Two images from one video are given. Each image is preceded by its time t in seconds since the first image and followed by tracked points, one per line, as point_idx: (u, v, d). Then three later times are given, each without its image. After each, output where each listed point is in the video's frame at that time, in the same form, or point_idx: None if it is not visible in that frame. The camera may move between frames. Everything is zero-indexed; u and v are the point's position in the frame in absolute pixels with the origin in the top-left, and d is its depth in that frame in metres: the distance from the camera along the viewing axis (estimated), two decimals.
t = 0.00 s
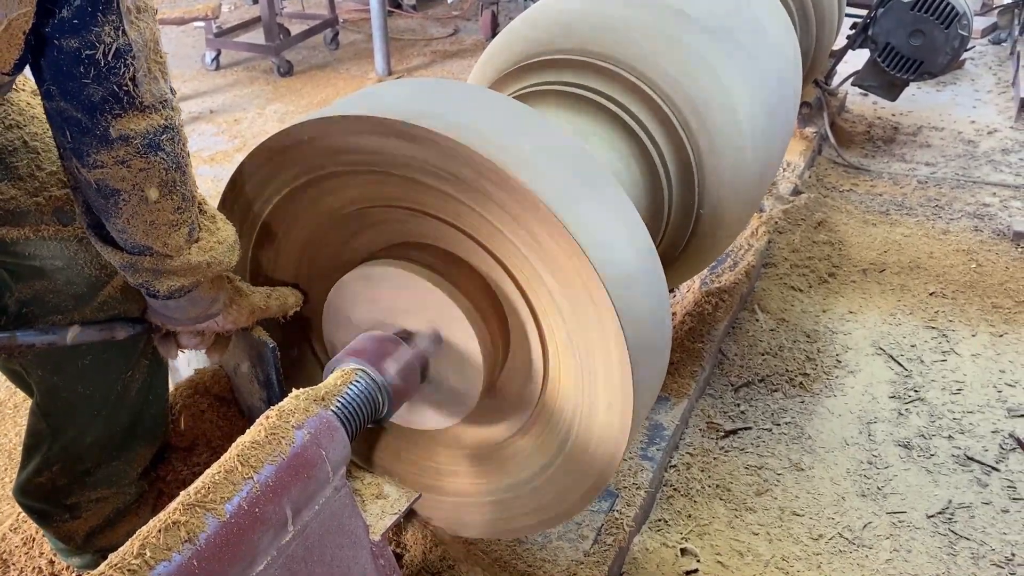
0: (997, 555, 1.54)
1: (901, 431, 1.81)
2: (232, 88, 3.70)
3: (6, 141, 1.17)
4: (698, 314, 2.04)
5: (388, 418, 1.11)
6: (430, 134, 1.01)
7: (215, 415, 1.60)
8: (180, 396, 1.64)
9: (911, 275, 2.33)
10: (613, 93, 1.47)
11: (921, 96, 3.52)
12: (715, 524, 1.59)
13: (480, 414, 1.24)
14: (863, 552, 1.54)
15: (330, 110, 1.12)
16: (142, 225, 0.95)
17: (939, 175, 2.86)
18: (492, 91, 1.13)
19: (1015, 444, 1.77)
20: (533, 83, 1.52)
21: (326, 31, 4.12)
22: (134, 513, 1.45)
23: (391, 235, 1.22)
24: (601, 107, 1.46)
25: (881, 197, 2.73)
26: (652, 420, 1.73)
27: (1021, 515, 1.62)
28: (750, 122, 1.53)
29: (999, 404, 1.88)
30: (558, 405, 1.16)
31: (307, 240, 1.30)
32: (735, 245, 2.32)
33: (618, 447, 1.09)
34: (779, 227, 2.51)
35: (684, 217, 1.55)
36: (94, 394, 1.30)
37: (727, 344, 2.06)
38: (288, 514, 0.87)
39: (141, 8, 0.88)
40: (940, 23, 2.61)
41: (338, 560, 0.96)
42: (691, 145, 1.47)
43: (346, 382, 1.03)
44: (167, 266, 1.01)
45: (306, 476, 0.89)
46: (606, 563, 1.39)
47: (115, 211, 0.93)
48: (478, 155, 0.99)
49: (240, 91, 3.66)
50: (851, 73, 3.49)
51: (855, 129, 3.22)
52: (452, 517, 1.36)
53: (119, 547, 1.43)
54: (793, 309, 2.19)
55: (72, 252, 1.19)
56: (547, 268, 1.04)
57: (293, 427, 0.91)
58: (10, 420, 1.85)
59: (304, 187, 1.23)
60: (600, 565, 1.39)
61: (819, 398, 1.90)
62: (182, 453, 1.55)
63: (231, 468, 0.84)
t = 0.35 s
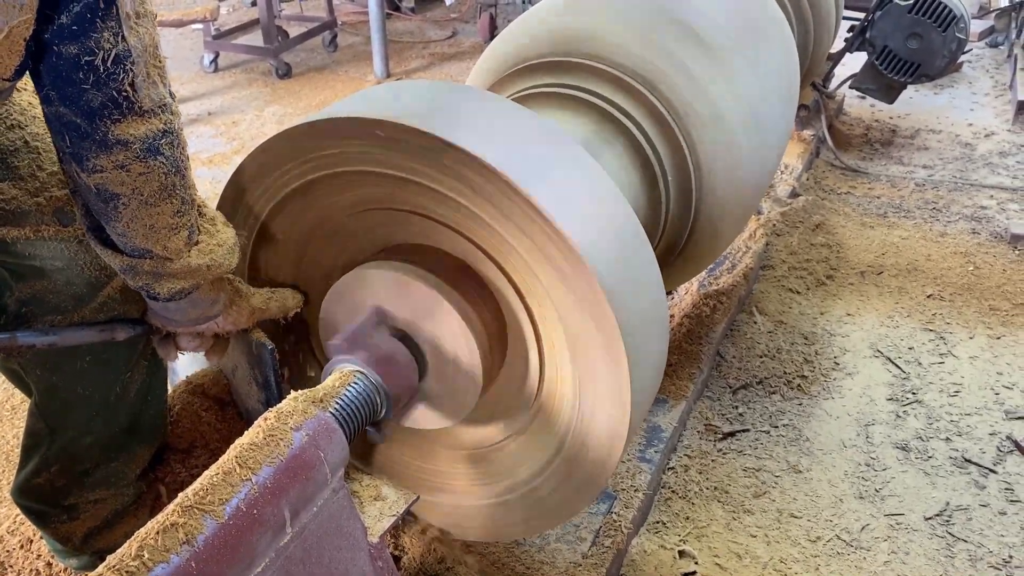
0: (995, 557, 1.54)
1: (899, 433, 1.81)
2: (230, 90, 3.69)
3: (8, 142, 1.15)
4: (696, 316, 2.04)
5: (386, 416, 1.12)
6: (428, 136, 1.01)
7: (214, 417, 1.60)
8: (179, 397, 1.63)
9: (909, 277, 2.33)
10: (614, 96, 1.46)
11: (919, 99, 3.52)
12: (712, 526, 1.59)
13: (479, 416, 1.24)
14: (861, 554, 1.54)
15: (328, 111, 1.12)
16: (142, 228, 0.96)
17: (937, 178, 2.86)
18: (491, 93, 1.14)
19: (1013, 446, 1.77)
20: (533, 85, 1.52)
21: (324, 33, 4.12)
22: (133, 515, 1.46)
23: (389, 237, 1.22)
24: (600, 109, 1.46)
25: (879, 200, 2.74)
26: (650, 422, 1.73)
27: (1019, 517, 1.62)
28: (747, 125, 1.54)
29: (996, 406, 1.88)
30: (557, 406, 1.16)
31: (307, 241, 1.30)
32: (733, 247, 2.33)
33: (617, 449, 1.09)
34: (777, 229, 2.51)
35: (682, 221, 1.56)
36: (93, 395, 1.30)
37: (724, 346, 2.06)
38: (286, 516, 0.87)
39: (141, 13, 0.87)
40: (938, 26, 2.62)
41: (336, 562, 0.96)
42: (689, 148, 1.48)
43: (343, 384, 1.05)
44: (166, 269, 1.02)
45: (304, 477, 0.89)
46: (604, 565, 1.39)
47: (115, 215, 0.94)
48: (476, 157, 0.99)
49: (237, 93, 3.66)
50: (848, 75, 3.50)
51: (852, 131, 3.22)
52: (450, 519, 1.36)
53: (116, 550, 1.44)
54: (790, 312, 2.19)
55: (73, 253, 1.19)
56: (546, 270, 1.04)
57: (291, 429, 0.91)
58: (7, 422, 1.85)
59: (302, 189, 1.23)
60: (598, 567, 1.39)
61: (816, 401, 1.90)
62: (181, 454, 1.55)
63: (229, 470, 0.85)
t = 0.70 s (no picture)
0: (990, 560, 1.54)
1: (895, 436, 1.82)
2: (227, 93, 3.70)
3: (5, 142, 1.15)
4: (693, 319, 2.05)
5: (382, 422, 1.11)
6: (425, 140, 1.01)
7: (211, 421, 1.59)
8: (176, 402, 1.62)
9: (905, 280, 2.34)
10: (612, 100, 1.47)
11: (915, 103, 3.54)
12: (709, 529, 1.59)
13: (475, 419, 1.25)
14: (857, 556, 1.54)
15: (326, 114, 1.12)
16: (134, 218, 0.96)
17: (933, 181, 2.87)
18: (489, 96, 1.14)
19: (1009, 449, 1.78)
20: (532, 88, 1.52)
21: (322, 37, 4.13)
22: (130, 517, 1.47)
23: (388, 240, 1.22)
24: (598, 114, 1.46)
25: (875, 203, 2.75)
26: (647, 425, 1.73)
27: (1015, 520, 1.62)
28: (744, 129, 1.55)
29: (992, 410, 1.89)
30: (554, 408, 1.16)
31: (303, 244, 1.31)
32: (730, 250, 2.33)
33: (613, 451, 1.09)
34: (773, 232, 2.52)
35: (679, 225, 1.56)
36: (87, 401, 1.31)
37: (721, 349, 2.06)
38: (283, 517, 0.87)
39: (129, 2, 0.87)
40: (934, 31, 2.63)
41: (332, 563, 0.96)
42: (686, 151, 1.48)
43: (341, 386, 1.04)
44: (161, 258, 1.03)
45: (301, 479, 0.89)
46: (601, 567, 1.40)
47: (106, 206, 0.94)
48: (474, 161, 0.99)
49: (234, 96, 3.66)
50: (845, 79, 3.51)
51: (849, 135, 3.23)
52: (446, 521, 1.36)
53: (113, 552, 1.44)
54: (787, 314, 2.19)
55: (66, 258, 1.20)
56: (542, 274, 1.05)
57: (288, 430, 0.91)
58: (3, 425, 1.84)
59: (299, 193, 1.23)
60: (595, 570, 1.39)
61: (813, 404, 1.91)
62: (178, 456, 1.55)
63: (225, 471, 0.85)
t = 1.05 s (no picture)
0: (986, 563, 1.55)
1: (892, 439, 1.82)
2: (226, 96, 3.70)
3: (10, 145, 1.15)
4: (691, 322, 2.05)
5: (380, 424, 1.11)
6: (424, 143, 1.01)
7: (209, 424, 1.58)
8: (174, 405, 1.62)
9: (902, 284, 2.34)
10: (612, 104, 1.47)
11: (912, 107, 3.55)
12: (706, 532, 1.59)
13: (473, 421, 1.25)
14: (855, 559, 1.55)
15: (326, 116, 1.12)
16: (137, 226, 0.97)
17: (930, 185, 2.88)
18: (488, 100, 1.14)
19: (1005, 452, 1.78)
20: (532, 91, 1.52)
21: (321, 39, 4.14)
22: (128, 519, 1.46)
23: (386, 243, 1.22)
24: (596, 116, 1.47)
25: (873, 207, 2.75)
26: (645, 428, 1.73)
27: (1011, 523, 1.63)
28: (742, 133, 1.55)
29: (989, 413, 1.89)
30: (552, 410, 1.16)
31: (302, 246, 1.31)
32: (728, 253, 2.34)
33: (610, 453, 1.10)
34: (771, 236, 2.53)
35: (676, 228, 1.56)
36: (86, 400, 1.31)
37: (719, 351, 2.07)
38: (282, 519, 0.87)
39: (133, 11, 0.87)
40: (930, 35, 2.64)
41: (331, 565, 0.96)
42: (683, 154, 1.49)
43: (340, 389, 1.04)
44: (163, 266, 1.03)
45: (299, 481, 0.90)
46: (599, 570, 1.40)
47: (111, 213, 0.95)
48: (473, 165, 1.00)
49: (233, 98, 3.67)
50: (843, 83, 3.52)
51: (846, 139, 3.24)
52: (443, 524, 1.36)
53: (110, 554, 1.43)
54: (785, 318, 2.20)
55: (70, 258, 1.20)
56: (541, 277, 1.05)
57: (287, 433, 0.91)
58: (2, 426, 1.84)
59: (298, 196, 1.24)
60: (593, 572, 1.39)
61: (810, 407, 1.91)
62: (177, 459, 1.55)
63: (225, 473, 0.85)
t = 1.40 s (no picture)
0: (987, 565, 1.54)
1: (892, 440, 1.82)
2: (225, 96, 3.70)
3: (12, 144, 1.14)
4: (690, 323, 2.05)
5: (379, 427, 1.10)
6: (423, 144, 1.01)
7: (207, 426, 1.58)
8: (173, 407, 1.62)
9: (903, 285, 2.34)
10: (613, 106, 1.47)
11: (912, 108, 3.55)
12: (706, 533, 1.59)
13: (472, 423, 1.25)
14: (855, 561, 1.54)
15: (326, 118, 1.12)
16: (137, 231, 0.96)
17: (930, 185, 2.88)
18: (488, 101, 1.14)
19: (1005, 454, 1.78)
20: (534, 91, 1.52)
21: (320, 40, 4.14)
22: (126, 521, 1.45)
23: (385, 244, 1.22)
24: (596, 117, 1.46)
25: (873, 207, 2.75)
26: (644, 429, 1.73)
27: (1012, 525, 1.62)
28: (742, 134, 1.55)
29: (990, 414, 1.89)
30: (552, 411, 1.16)
31: (300, 247, 1.30)
32: (727, 254, 2.34)
33: (610, 455, 1.09)
34: (771, 237, 2.53)
35: (676, 228, 1.56)
36: (85, 399, 1.30)
37: (719, 352, 2.07)
38: (279, 522, 0.87)
39: (132, 15, 0.86)
40: (930, 36, 2.64)
41: (329, 568, 0.95)
42: (683, 155, 1.48)
43: (338, 391, 1.03)
44: (163, 270, 1.02)
45: (297, 484, 0.89)
46: (598, 572, 1.39)
47: (111, 217, 0.94)
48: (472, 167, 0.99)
49: (233, 99, 3.67)
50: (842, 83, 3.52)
51: (846, 139, 3.24)
52: (442, 526, 1.36)
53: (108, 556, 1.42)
54: (785, 319, 2.20)
55: (71, 258, 1.20)
56: (540, 280, 1.05)
57: (284, 435, 0.91)
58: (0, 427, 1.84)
59: (296, 197, 1.23)
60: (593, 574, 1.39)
61: (810, 408, 1.91)
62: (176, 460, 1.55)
63: (222, 476, 0.85)
